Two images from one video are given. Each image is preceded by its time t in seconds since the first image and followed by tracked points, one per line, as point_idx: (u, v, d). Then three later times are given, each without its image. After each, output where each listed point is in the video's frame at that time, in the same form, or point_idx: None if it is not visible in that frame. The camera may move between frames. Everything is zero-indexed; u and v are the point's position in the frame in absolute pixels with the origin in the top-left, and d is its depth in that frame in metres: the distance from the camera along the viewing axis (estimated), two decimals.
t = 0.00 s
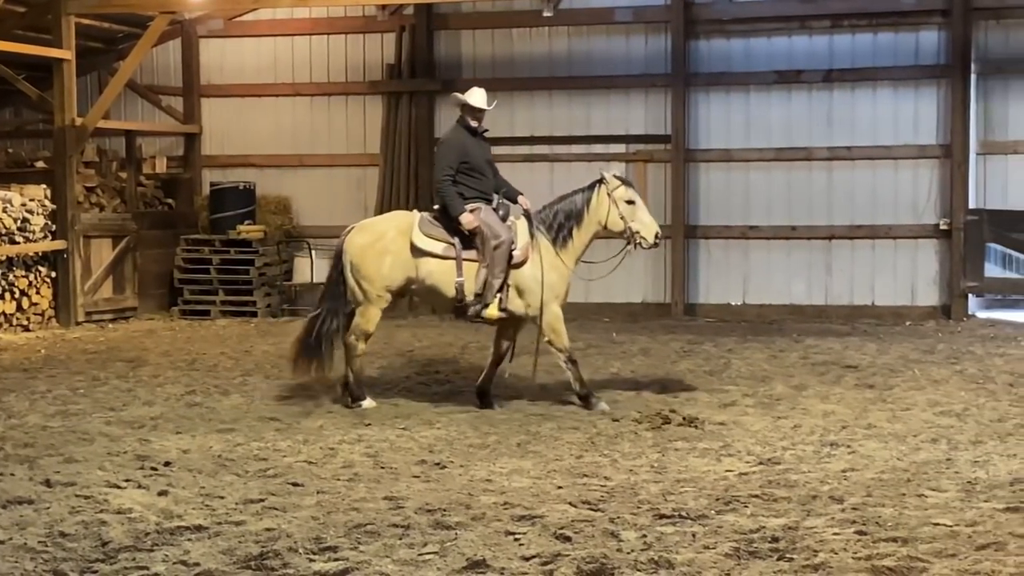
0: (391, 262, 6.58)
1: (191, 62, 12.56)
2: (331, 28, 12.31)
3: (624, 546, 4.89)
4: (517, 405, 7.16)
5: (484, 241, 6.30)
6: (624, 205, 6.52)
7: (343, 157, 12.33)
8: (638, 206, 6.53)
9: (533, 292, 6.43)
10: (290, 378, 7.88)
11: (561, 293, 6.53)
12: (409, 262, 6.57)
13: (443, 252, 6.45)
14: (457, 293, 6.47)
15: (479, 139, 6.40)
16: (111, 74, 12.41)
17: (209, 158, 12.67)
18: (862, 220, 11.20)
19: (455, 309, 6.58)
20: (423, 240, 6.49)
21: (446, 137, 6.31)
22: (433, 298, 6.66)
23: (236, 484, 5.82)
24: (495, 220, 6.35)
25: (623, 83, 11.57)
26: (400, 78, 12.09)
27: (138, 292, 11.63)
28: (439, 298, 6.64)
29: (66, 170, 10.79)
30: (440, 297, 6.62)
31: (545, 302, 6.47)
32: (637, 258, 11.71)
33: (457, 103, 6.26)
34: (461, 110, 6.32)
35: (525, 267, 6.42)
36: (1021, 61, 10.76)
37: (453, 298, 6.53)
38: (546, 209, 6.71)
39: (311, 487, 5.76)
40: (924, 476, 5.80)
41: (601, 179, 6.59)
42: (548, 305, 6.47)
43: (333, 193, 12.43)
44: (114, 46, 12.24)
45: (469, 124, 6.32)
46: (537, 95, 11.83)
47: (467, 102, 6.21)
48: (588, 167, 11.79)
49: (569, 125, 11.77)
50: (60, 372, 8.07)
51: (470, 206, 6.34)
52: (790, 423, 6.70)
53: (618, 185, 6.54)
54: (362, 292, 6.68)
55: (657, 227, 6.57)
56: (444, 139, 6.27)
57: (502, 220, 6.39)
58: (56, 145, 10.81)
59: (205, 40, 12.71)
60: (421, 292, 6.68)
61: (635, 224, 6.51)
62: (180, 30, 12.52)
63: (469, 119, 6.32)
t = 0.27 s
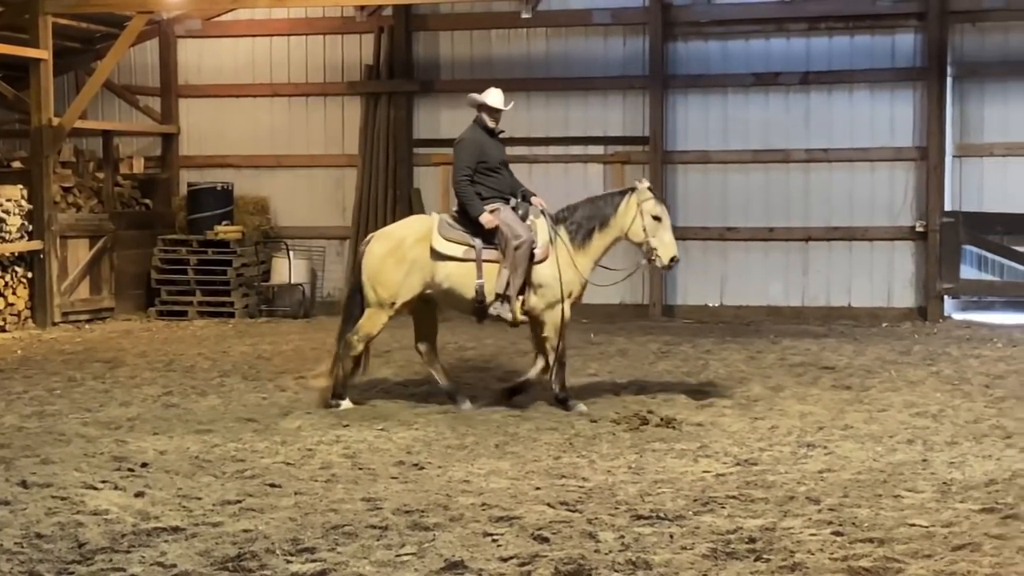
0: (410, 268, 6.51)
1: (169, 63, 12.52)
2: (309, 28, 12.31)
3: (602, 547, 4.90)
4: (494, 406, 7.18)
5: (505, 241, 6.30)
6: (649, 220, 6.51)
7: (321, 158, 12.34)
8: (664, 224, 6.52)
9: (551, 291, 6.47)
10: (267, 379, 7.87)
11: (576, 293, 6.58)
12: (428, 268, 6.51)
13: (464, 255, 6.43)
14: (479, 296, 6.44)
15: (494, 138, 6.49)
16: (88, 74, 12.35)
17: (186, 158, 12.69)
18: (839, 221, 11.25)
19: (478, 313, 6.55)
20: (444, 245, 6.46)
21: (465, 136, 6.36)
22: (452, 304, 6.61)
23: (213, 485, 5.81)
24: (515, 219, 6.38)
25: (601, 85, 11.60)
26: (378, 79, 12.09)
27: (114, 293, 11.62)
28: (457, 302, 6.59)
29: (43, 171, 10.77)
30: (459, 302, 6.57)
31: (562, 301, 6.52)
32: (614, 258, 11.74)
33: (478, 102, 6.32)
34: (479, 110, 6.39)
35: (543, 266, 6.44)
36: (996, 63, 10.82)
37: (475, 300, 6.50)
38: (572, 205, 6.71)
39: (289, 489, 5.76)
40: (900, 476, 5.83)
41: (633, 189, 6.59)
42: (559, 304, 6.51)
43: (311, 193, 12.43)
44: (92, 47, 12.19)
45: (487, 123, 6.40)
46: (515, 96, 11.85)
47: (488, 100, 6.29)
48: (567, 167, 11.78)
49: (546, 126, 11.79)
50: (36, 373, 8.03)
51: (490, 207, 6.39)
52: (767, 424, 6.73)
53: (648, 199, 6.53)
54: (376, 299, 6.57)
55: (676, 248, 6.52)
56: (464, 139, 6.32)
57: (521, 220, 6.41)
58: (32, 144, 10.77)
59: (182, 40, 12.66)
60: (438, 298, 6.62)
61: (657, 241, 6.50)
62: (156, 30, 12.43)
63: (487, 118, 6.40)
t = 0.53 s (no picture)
0: (427, 276, 6.60)
1: (144, 63, 12.47)
2: (285, 30, 12.26)
3: (577, 549, 4.90)
4: (470, 408, 7.18)
5: (519, 246, 6.32)
6: (677, 237, 6.36)
7: (297, 159, 12.31)
8: (692, 243, 6.37)
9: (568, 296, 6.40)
10: (242, 381, 7.85)
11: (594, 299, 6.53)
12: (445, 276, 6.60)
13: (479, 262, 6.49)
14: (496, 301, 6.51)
15: (512, 143, 6.45)
16: (62, 74, 12.28)
17: (161, 159, 12.62)
18: (814, 224, 11.30)
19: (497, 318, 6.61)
20: (458, 253, 6.51)
21: (483, 142, 6.35)
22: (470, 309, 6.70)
23: (187, 487, 5.79)
24: (531, 227, 6.40)
25: (577, 87, 11.63)
26: (354, 80, 12.08)
27: (88, 294, 11.57)
28: (475, 308, 6.69)
29: (16, 172, 10.72)
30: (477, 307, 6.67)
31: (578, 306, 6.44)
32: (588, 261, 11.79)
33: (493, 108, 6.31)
34: (495, 116, 6.37)
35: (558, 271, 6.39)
36: (970, 68, 10.87)
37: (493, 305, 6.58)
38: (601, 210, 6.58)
39: (263, 491, 5.74)
40: (873, 479, 5.86)
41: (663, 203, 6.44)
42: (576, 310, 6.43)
43: (286, 194, 12.41)
44: (67, 47, 12.13)
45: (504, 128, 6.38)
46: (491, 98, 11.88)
47: (501, 105, 6.27)
48: (542, 170, 11.80)
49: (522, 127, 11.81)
50: (8, 375, 7.98)
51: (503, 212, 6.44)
52: (742, 426, 6.76)
53: (679, 216, 6.37)
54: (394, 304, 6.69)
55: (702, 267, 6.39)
56: (481, 145, 6.32)
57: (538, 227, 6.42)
58: (6, 145, 10.70)
59: (157, 40, 12.60)
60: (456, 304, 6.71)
61: (682, 259, 6.37)
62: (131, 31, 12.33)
63: (502, 122, 6.37)
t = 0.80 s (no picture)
0: (446, 271, 6.64)
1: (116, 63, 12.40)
2: (258, 31, 12.22)
3: (549, 552, 4.90)
4: (443, 411, 7.18)
5: (530, 246, 6.22)
6: (693, 230, 6.14)
7: (270, 161, 12.26)
8: (709, 235, 6.14)
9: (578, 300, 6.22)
10: (213, 384, 7.82)
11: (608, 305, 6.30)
12: (462, 270, 6.60)
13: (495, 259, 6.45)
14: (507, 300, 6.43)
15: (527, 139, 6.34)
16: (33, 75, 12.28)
17: (132, 161, 12.53)
18: (786, 228, 11.35)
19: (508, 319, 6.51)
20: (472, 248, 6.54)
21: (500, 143, 6.22)
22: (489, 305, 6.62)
23: (158, 490, 5.76)
24: (544, 225, 6.25)
25: (551, 90, 11.66)
26: (327, 82, 12.09)
27: (58, 296, 11.52)
28: (491, 305, 6.61)
29: None
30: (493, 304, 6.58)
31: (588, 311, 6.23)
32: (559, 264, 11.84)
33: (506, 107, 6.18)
34: (509, 114, 6.25)
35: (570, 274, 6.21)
36: (941, 73, 10.96)
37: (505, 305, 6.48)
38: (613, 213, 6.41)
39: (235, 494, 5.72)
40: (845, 481, 5.88)
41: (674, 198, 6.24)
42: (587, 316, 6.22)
43: (259, 197, 12.37)
44: (38, 48, 12.08)
45: (518, 125, 6.25)
46: (465, 101, 11.87)
47: (514, 104, 6.13)
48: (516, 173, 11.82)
49: (495, 131, 11.83)
50: None
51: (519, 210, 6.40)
52: (714, 429, 6.78)
53: (692, 208, 6.16)
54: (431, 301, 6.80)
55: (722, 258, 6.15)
56: (499, 146, 6.20)
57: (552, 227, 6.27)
58: None
59: (129, 42, 12.55)
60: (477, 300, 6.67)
61: (700, 251, 6.13)
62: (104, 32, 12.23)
63: (516, 120, 6.24)
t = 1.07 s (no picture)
0: (460, 279, 6.51)
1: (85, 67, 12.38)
2: (229, 33, 12.19)
3: (520, 556, 4.88)
4: (414, 415, 7.17)
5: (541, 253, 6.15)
6: (710, 245, 6.11)
7: (240, 163, 12.21)
8: (726, 251, 6.10)
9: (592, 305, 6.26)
10: (182, 387, 7.79)
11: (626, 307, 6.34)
12: (478, 279, 6.49)
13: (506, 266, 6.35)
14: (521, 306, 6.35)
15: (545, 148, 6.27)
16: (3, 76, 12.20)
17: (101, 162, 12.50)
18: (757, 231, 11.38)
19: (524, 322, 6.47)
20: (486, 256, 6.42)
21: (517, 151, 6.16)
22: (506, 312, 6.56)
23: (126, 494, 5.73)
24: (553, 229, 6.19)
25: (523, 93, 11.65)
26: (298, 84, 12.06)
27: (27, 298, 11.43)
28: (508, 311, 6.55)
29: None
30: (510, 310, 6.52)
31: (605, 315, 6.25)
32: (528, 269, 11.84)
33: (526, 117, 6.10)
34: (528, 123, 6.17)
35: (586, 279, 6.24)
36: (910, 78, 11.04)
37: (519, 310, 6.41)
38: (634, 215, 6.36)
39: (204, 498, 5.69)
40: (815, 485, 5.89)
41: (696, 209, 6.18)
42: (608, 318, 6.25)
43: (229, 199, 12.33)
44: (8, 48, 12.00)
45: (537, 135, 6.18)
46: (437, 104, 11.87)
47: (535, 115, 6.06)
48: (487, 177, 11.81)
49: (468, 134, 11.81)
50: None
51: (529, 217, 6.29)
52: (685, 432, 6.79)
53: (712, 223, 6.11)
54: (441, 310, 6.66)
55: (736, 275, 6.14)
56: (517, 156, 6.13)
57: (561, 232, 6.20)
58: None
59: (99, 44, 12.51)
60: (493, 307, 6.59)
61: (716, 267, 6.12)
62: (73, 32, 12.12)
63: (535, 129, 6.17)
